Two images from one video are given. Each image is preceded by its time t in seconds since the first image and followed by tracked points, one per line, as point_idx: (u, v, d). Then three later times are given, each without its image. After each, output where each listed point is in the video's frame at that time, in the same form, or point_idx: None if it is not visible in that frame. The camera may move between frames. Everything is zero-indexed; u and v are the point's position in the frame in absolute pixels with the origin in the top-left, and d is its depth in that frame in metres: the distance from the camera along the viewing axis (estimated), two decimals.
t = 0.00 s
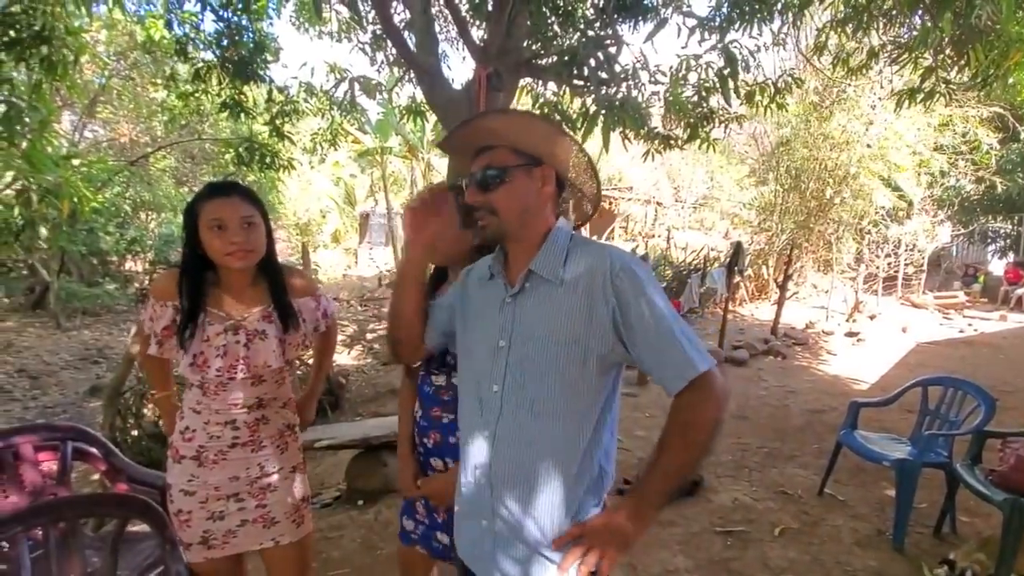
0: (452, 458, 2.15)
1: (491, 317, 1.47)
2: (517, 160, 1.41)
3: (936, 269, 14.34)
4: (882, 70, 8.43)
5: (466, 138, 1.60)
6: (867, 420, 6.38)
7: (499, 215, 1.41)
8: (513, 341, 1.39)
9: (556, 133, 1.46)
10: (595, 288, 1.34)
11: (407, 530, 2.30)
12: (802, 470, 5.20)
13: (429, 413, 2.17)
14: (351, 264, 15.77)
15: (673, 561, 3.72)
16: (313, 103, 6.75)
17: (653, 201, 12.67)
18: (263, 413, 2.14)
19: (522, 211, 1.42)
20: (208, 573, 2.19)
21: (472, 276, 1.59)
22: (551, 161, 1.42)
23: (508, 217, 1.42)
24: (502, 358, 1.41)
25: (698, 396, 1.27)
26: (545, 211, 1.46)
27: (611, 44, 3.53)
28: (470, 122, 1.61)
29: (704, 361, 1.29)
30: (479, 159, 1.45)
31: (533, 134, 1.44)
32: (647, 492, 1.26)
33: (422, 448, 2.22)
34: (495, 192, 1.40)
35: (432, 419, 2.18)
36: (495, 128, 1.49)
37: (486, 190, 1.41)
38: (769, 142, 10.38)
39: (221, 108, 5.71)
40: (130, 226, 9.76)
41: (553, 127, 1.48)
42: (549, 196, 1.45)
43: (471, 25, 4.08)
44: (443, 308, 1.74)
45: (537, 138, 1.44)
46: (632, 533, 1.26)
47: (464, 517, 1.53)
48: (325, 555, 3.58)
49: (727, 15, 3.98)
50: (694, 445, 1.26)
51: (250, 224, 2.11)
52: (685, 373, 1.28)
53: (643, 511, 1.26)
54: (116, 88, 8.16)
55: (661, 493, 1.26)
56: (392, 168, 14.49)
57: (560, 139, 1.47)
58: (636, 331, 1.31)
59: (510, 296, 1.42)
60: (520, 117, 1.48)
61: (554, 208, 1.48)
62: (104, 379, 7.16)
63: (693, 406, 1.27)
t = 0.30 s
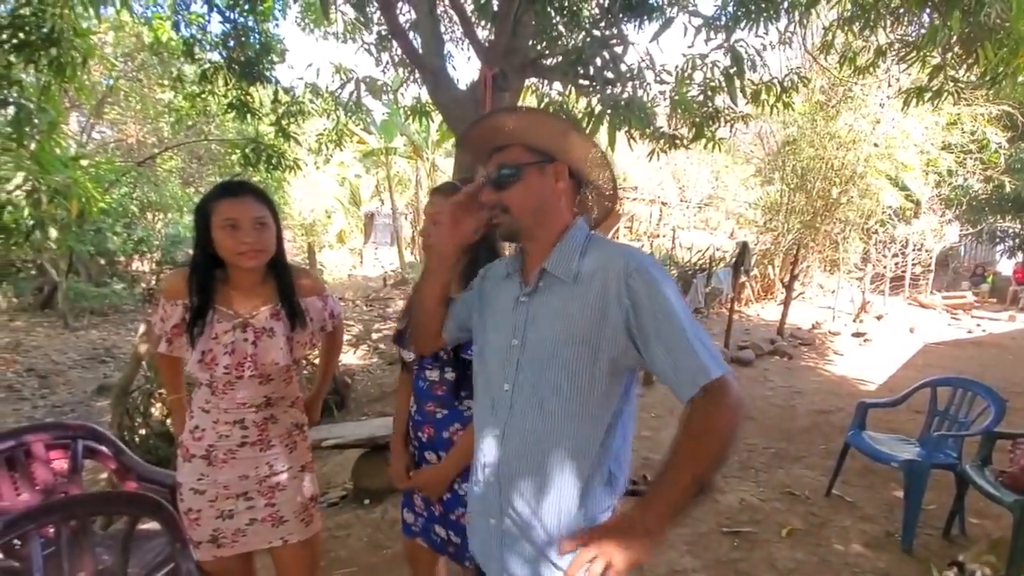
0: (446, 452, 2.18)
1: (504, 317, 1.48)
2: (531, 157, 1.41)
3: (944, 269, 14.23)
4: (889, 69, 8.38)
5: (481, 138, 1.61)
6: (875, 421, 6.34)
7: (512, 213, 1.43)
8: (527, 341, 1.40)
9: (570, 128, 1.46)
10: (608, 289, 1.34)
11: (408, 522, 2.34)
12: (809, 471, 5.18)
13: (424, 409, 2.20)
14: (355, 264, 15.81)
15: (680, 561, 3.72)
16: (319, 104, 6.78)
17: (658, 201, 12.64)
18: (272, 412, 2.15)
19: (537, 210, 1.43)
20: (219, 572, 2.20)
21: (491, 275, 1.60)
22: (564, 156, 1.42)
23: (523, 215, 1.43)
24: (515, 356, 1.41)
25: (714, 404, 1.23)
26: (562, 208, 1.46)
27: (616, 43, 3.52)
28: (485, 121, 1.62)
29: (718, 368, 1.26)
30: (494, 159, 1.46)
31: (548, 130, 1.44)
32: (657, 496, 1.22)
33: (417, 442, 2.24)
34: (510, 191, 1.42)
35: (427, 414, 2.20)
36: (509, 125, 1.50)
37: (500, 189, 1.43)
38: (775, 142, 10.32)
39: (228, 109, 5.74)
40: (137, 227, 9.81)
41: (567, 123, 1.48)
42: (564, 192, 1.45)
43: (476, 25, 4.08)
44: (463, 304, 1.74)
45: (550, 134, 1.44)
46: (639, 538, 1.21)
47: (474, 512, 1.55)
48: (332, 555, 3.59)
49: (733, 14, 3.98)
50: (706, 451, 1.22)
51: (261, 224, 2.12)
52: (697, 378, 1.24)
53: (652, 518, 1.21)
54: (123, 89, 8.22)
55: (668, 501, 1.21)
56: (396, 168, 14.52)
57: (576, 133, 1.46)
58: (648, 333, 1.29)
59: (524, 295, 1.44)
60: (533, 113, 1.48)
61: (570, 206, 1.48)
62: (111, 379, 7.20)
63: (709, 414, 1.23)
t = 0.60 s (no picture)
0: (447, 450, 2.18)
1: (521, 318, 1.48)
2: (548, 156, 1.41)
3: (950, 269, 14.17)
4: (894, 69, 8.35)
5: (502, 137, 1.62)
6: (880, 421, 6.31)
7: (528, 213, 1.44)
8: (538, 345, 1.40)
9: (593, 126, 1.44)
10: (618, 294, 1.31)
11: (408, 520, 2.34)
12: (814, 472, 5.16)
13: (426, 407, 2.20)
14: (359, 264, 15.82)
15: (686, 562, 3.71)
16: (323, 104, 6.80)
17: (663, 201, 12.62)
18: (279, 412, 2.16)
19: (554, 208, 1.42)
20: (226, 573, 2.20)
21: (514, 275, 1.61)
22: (585, 156, 1.41)
23: (538, 214, 1.43)
24: (527, 359, 1.42)
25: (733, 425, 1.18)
26: (582, 209, 1.45)
27: (621, 43, 3.55)
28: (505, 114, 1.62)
29: (730, 385, 1.20)
30: (513, 156, 1.47)
31: (565, 128, 1.43)
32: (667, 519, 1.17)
33: (417, 440, 2.24)
34: (528, 190, 1.42)
35: (428, 413, 2.20)
36: (526, 122, 1.50)
37: (518, 188, 1.43)
38: (780, 141, 10.28)
39: (234, 110, 5.77)
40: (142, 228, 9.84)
41: (585, 119, 1.45)
42: (585, 192, 1.44)
43: (480, 25, 4.10)
44: (487, 299, 1.76)
45: (572, 133, 1.42)
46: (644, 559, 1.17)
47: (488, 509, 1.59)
48: (338, 554, 3.60)
49: (738, 14, 3.97)
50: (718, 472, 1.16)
51: (272, 226, 2.13)
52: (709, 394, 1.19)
53: (661, 539, 1.16)
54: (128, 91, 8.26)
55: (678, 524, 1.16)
56: (400, 169, 14.55)
57: (599, 132, 1.44)
58: (656, 342, 1.25)
59: (539, 296, 1.44)
60: (552, 111, 1.48)
61: (590, 206, 1.46)
62: (117, 379, 7.23)
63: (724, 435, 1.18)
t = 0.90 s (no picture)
0: (452, 450, 2.19)
1: (546, 319, 1.42)
2: (574, 138, 1.30)
3: (956, 269, 14.09)
4: (899, 69, 8.31)
5: (536, 116, 1.52)
6: (886, 423, 6.28)
7: (551, 204, 1.35)
8: (557, 351, 1.33)
9: (628, 103, 1.29)
10: (640, 305, 1.18)
11: (412, 521, 2.34)
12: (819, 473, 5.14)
13: (431, 408, 2.20)
14: (363, 265, 15.84)
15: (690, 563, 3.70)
16: (328, 105, 6.81)
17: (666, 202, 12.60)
18: (283, 413, 2.16)
19: (579, 198, 1.31)
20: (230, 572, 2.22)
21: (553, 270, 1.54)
22: (614, 138, 1.27)
23: (563, 206, 1.34)
24: (548, 366, 1.35)
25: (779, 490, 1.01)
26: (612, 199, 1.31)
27: (624, 45, 3.54)
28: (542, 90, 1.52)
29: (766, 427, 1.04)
30: (538, 139, 1.38)
31: (594, 107, 1.30)
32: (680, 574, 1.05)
33: (421, 440, 2.24)
34: (550, 177, 1.32)
35: (433, 413, 2.20)
36: (556, 100, 1.39)
37: (542, 175, 1.34)
38: (784, 142, 10.23)
39: (239, 112, 5.81)
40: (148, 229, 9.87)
41: (618, 96, 1.31)
42: (615, 179, 1.29)
43: (484, 27, 4.11)
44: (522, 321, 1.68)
45: (604, 113, 1.29)
46: None
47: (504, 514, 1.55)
48: (342, 554, 3.60)
49: (742, 14, 3.92)
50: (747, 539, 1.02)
51: (275, 227, 2.13)
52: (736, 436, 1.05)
53: None
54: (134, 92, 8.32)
55: None
56: (404, 170, 14.57)
57: (635, 110, 1.28)
58: (681, 368, 1.12)
59: (563, 296, 1.39)
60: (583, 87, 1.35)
61: (627, 196, 1.32)
62: (122, 379, 7.27)
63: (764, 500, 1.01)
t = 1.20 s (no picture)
0: (460, 451, 2.17)
1: (564, 323, 1.29)
2: (592, 126, 1.17)
3: (960, 270, 14.05)
4: (903, 69, 8.28)
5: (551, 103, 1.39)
6: (890, 424, 6.26)
7: (566, 197, 1.21)
8: (568, 357, 1.18)
9: (653, 89, 1.16)
10: (652, 309, 1.02)
11: (421, 521, 2.33)
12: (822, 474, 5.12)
13: (438, 407, 2.19)
14: (366, 265, 15.86)
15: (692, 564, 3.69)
16: (331, 106, 6.83)
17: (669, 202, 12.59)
18: (286, 412, 2.16)
19: (596, 192, 1.17)
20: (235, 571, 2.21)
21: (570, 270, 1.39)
22: (636, 126, 1.14)
23: (578, 200, 1.20)
24: (558, 376, 1.21)
25: (817, 520, 0.84)
26: (632, 193, 1.16)
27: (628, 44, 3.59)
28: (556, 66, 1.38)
29: (804, 457, 0.86)
30: (552, 129, 1.25)
31: (613, 94, 1.18)
32: None
33: (428, 440, 2.23)
34: (564, 169, 1.20)
35: (440, 413, 2.19)
36: (574, 85, 1.27)
37: (556, 165, 1.21)
38: (787, 142, 10.19)
39: (243, 112, 5.83)
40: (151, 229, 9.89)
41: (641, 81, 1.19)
42: (637, 172, 1.15)
43: (487, 27, 4.12)
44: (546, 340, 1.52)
45: (628, 100, 1.17)
46: None
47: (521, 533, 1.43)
48: (343, 554, 3.60)
49: (746, 14, 3.92)
50: None
51: (274, 228, 2.14)
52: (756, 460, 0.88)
53: None
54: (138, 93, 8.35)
55: None
56: (407, 170, 14.58)
57: (663, 96, 1.16)
58: (697, 380, 0.94)
59: (578, 299, 1.26)
60: (602, 73, 1.24)
61: (647, 189, 1.17)
62: (126, 379, 7.29)
63: (797, 533, 0.84)
